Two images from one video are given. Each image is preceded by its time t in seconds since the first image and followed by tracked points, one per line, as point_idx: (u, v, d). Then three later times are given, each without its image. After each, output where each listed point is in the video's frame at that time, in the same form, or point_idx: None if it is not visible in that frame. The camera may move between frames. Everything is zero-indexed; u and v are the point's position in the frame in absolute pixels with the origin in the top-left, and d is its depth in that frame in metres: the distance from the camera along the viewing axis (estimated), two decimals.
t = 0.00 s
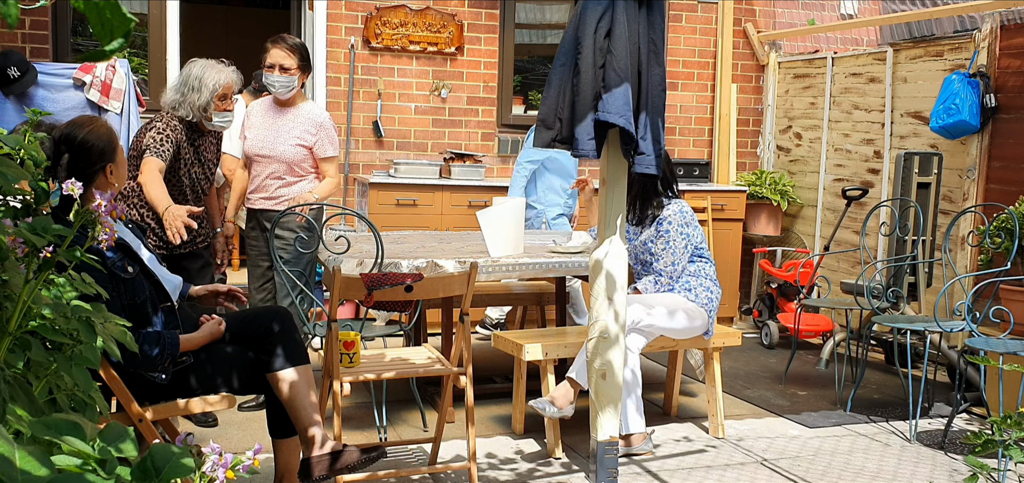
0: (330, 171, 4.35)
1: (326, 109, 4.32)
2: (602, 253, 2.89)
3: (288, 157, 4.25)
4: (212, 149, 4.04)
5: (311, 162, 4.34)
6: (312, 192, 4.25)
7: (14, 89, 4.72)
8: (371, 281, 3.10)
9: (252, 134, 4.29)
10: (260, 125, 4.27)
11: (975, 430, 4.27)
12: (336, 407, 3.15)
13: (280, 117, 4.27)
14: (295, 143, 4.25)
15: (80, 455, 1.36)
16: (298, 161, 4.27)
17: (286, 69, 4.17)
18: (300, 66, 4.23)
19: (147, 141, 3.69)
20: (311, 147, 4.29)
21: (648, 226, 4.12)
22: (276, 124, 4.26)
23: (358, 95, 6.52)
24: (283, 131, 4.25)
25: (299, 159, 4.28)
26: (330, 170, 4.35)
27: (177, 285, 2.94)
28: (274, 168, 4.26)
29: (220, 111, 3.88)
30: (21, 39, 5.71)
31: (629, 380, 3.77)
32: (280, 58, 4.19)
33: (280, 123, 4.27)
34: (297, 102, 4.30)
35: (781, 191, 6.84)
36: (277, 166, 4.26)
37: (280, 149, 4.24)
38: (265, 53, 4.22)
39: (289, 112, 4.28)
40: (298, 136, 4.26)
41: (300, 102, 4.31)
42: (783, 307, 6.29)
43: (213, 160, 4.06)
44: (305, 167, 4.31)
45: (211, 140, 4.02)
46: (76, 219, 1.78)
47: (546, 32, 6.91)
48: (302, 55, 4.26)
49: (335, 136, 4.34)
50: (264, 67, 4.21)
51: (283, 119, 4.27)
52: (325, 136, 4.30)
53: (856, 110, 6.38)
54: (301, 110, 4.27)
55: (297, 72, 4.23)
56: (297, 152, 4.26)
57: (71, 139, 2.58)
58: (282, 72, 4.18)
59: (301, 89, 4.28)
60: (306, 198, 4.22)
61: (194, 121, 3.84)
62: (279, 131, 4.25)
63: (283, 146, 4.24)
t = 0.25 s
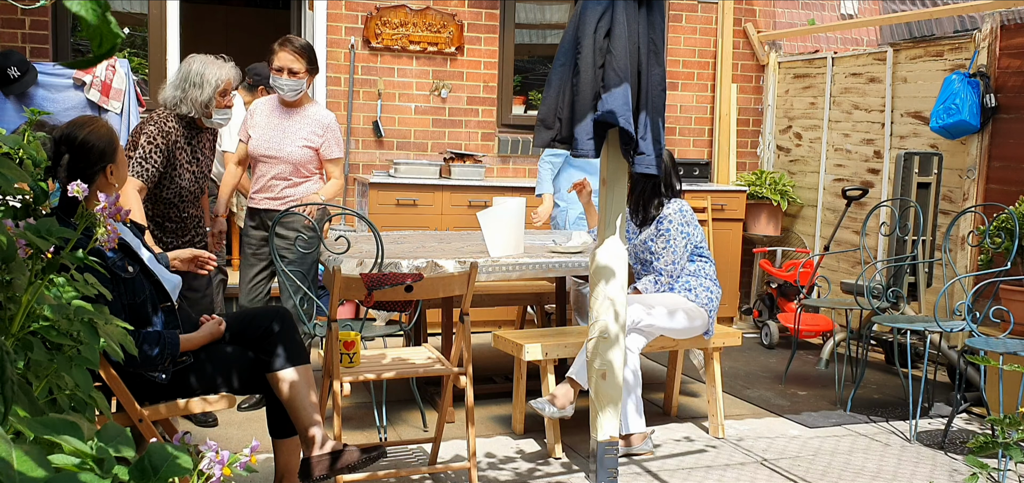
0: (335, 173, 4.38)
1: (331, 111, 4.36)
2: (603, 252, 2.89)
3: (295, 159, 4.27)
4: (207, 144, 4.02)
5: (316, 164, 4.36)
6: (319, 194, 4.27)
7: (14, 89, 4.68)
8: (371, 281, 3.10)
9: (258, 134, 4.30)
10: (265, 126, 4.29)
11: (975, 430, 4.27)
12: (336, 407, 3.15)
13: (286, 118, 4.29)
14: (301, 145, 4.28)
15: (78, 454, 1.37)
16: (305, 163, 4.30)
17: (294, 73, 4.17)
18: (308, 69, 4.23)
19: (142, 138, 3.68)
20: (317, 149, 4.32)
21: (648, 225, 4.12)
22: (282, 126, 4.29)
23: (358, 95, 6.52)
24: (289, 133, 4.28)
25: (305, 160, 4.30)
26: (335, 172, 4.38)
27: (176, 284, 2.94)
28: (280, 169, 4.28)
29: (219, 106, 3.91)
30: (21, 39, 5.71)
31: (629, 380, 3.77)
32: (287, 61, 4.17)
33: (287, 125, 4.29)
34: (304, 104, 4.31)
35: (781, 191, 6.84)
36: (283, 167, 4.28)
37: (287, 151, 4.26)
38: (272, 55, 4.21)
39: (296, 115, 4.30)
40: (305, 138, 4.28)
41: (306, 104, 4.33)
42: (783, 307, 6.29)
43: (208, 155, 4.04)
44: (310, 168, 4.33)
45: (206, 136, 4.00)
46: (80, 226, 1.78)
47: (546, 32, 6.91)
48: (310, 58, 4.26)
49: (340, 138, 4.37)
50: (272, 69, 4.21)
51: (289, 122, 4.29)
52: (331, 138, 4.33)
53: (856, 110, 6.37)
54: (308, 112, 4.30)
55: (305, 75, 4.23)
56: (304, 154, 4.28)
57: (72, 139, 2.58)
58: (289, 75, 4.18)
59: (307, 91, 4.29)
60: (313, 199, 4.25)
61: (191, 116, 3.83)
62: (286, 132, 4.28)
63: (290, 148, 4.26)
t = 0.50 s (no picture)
0: (332, 172, 4.41)
1: (328, 111, 4.39)
2: (603, 252, 2.89)
3: (294, 159, 4.28)
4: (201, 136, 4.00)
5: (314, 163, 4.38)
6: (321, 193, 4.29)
7: (13, 89, 4.74)
8: (372, 281, 3.11)
9: (255, 136, 4.28)
10: (262, 128, 4.28)
11: (975, 430, 4.27)
12: (336, 407, 3.15)
13: (284, 120, 4.30)
14: (301, 145, 4.29)
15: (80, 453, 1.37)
16: (304, 163, 4.31)
17: (291, 74, 4.18)
18: (303, 71, 4.24)
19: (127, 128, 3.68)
20: (315, 148, 4.34)
21: (652, 225, 4.12)
22: (280, 127, 4.29)
23: (358, 95, 6.52)
24: (288, 133, 4.29)
25: (304, 160, 4.32)
26: (332, 172, 4.41)
27: (176, 284, 2.93)
28: (280, 170, 4.28)
29: (204, 89, 3.83)
30: (21, 39, 5.71)
31: (629, 380, 3.77)
32: (283, 63, 4.18)
33: (285, 126, 4.29)
34: (300, 105, 4.33)
35: (781, 191, 6.84)
36: (282, 167, 4.28)
37: (286, 151, 4.27)
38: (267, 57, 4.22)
39: (292, 116, 4.31)
40: (303, 137, 4.30)
41: (302, 105, 4.34)
42: (783, 307, 6.29)
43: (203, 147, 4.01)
44: (308, 168, 4.35)
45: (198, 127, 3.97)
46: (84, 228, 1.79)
47: (546, 32, 6.91)
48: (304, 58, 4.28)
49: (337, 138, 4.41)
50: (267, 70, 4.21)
51: (287, 123, 4.30)
52: (329, 138, 4.36)
53: (856, 110, 6.37)
54: (305, 112, 4.32)
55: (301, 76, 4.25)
56: (303, 154, 4.30)
57: (72, 137, 2.58)
58: (285, 77, 4.20)
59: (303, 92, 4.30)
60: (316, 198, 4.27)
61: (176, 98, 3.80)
62: (284, 133, 4.29)
63: (290, 148, 4.27)
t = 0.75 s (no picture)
0: (323, 171, 4.45)
1: (318, 111, 4.43)
2: (603, 252, 2.89)
3: (290, 160, 4.30)
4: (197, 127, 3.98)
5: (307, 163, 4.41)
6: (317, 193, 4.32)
7: (13, 89, 4.81)
8: (372, 281, 3.11)
9: (249, 138, 4.27)
10: (256, 129, 4.28)
11: (975, 430, 4.27)
12: (336, 407, 3.15)
13: (277, 120, 4.31)
14: (295, 145, 4.31)
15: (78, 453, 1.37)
16: (298, 163, 4.34)
17: (283, 75, 4.19)
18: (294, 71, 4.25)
19: (120, 123, 3.66)
20: (308, 148, 4.37)
21: (653, 226, 4.12)
22: (274, 128, 4.30)
23: (358, 95, 6.52)
24: (281, 134, 4.30)
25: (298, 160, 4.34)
26: (323, 170, 4.45)
27: (176, 284, 2.93)
28: (275, 171, 4.28)
29: (194, 76, 3.81)
30: (21, 39, 5.71)
31: (629, 380, 3.77)
32: (275, 64, 4.17)
33: (278, 126, 4.30)
34: (291, 106, 4.34)
35: (781, 191, 6.84)
36: (277, 168, 4.29)
37: (281, 152, 4.28)
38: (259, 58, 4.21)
39: (285, 116, 4.32)
40: (297, 138, 4.32)
41: (292, 105, 4.36)
42: (783, 307, 6.29)
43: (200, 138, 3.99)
44: (301, 168, 4.37)
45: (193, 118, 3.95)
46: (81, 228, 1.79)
47: (546, 32, 6.91)
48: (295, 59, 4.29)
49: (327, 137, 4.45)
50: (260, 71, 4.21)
51: (280, 123, 4.31)
52: (321, 137, 4.40)
53: (856, 110, 6.37)
54: (297, 112, 4.34)
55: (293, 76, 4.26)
56: (297, 154, 4.32)
57: (73, 135, 2.58)
58: (278, 78, 4.19)
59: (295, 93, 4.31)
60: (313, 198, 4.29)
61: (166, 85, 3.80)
62: (278, 134, 4.30)
63: (285, 149, 4.29)
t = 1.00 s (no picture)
0: (323, 172, 4.45)
1: (320, 112, 4.43)
2: (602, 252, 2.89)
3: (291, 159, 4.29)
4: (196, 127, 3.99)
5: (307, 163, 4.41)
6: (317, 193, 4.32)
7: (14, 89, 4.74)
8: (371, 281, 3.11)
9: (250, 136, 4.26)
10: (257, 127, 4.27)
11: (975, 430, 4.27)
12: (336, 407, 3.15)
13: (278, 119, 4.30)
14: (296, 145, 4.31)
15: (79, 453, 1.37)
16: (299, 162, 4.33)
17: (286, 73, 4.19)
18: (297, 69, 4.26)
19: (123, 122, 3.66)
20: (308, 148, 4.37)
21: (651, 226, 4.12)
22: (276, 127, 4.29)
23: (358, 95, 6.52)
24: (283, 133, 4.30)
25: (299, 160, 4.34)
26: (323, 171, 4.45)
27: (177, 285, 2.93)
28: (276, 170, 4.28)
29: (190, 74, 3.84)
30: (21, 39, 5.71)
31: (629, 380, 3.77)
32: (278, 61, 4.19)
33: (279, 125, 4.30)
34: (292, 105, 4.34)
35: (781, 191, 6.84)
36: (278, 168, 4.28)
37: (282, 151, 4.28)
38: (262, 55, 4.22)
39: (286, 116, 4.32)
40: (298, 137, 4.32)
41: (294, 104, 4.36)
42: (783, 307, 6.29)
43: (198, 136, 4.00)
44: (301, 168, 4.37)
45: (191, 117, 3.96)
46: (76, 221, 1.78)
47: (546, 32, 6.91)
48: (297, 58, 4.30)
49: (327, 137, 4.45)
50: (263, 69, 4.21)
51: (281, 123, 4.30)
52: (322, 137, 4.40)
53: (856, 110, 6.37)
54: (299, 112, 4.34)
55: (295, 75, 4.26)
56: (298, 154, 4.32)
57: (77, 137, 2.58)
58: (281, 75, 4.20)
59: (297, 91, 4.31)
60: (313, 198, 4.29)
61: (163, 84, 3.79)
62: (279, 133, 4.29)
63: (286, 149, 4.28)
